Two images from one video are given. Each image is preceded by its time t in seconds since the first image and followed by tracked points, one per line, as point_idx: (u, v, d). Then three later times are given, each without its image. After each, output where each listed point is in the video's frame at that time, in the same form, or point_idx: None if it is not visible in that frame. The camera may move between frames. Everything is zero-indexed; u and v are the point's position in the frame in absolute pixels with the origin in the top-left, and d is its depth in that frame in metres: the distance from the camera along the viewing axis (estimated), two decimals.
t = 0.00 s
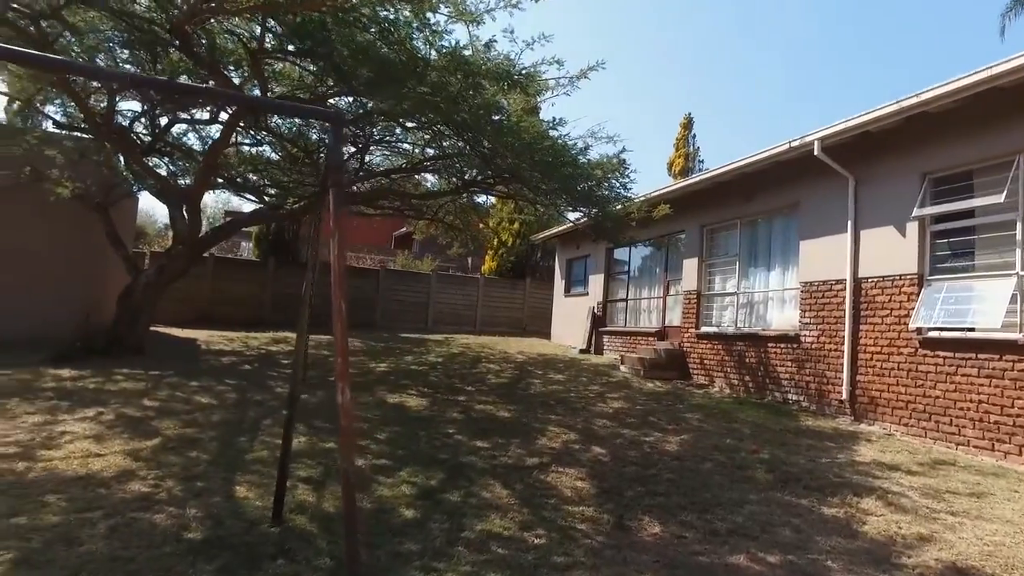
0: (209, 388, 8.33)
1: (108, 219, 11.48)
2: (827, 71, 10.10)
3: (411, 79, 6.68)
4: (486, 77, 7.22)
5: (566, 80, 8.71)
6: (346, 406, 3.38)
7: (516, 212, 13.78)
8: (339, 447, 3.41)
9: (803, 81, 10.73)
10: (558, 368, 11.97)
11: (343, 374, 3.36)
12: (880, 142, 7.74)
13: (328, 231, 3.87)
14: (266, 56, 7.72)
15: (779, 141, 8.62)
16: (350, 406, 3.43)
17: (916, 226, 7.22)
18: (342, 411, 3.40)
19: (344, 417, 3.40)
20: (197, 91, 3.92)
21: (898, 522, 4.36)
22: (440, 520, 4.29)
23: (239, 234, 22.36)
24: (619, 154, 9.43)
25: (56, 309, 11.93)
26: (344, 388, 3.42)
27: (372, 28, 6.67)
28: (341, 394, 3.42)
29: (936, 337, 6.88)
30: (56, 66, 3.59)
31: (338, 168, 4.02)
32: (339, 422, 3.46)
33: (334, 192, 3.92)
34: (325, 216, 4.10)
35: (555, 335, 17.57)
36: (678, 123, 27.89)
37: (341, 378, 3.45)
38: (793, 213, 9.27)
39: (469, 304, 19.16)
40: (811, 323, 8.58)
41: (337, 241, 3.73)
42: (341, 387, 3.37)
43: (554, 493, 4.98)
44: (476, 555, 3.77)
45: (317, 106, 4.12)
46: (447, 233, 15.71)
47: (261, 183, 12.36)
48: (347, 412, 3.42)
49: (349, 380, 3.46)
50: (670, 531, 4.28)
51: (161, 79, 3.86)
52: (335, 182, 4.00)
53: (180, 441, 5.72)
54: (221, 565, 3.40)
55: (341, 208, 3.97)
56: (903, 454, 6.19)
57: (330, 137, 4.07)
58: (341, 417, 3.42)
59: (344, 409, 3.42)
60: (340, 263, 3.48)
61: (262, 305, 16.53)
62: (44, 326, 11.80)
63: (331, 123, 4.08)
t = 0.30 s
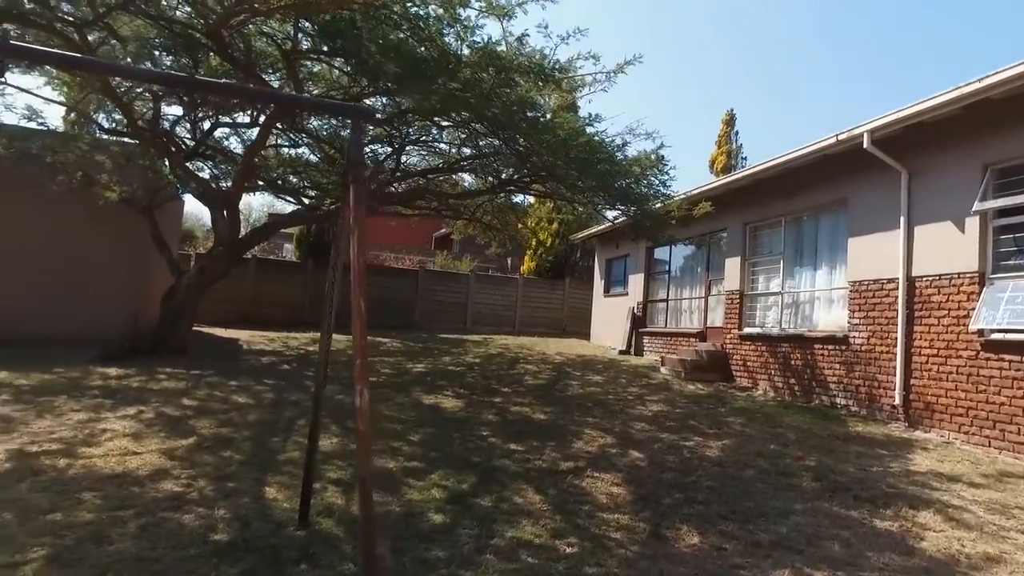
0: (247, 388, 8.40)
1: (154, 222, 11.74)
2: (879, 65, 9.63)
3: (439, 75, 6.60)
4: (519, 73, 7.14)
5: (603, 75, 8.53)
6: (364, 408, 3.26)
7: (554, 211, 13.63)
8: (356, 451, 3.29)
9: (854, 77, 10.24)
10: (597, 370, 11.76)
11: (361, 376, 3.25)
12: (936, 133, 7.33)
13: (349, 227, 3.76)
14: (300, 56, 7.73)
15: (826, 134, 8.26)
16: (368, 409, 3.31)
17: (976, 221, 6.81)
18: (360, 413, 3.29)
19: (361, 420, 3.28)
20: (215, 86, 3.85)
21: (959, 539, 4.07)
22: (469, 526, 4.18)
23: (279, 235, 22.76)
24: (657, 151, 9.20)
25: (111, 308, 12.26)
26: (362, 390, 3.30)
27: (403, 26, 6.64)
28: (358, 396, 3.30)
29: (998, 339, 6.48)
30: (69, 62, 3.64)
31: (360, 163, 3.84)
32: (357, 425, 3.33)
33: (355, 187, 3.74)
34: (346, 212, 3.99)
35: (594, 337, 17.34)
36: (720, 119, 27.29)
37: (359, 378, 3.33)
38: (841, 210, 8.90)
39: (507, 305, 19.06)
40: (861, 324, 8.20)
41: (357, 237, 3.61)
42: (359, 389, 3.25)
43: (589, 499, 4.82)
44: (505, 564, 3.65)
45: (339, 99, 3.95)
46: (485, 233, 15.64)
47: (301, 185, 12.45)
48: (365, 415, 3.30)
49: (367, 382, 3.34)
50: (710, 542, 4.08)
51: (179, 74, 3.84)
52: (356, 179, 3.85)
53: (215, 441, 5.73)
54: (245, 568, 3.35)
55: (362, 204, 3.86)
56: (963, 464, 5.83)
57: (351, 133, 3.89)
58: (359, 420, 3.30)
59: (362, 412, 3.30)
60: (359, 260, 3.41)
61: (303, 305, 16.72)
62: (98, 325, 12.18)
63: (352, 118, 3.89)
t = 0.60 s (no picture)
0: (279, 388, 8.45)
1: (191, 223, 11.85)
2: (922, 59, 9.29)
3: (463, 71, 6.52)
4: (548, 69, 7.11)
5: (635, 71, 8.38)
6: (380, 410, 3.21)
7: (587, 210, 13.47)
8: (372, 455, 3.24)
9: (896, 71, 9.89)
10: (631, 371, 11.57)
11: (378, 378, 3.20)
12: (985, 125, 7.00)
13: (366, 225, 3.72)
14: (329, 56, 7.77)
15: (867, 128, 7.96)
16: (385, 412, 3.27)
17: None
18: (376, 417, 3.24)
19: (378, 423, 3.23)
20: (234, 84, 3.85)
21: (1015, 554, 3.83)
22: (494, 530, 4.09)
23: (313, 236, 23.00)
24: (691, 147, 8.99)
25: (154, 310, 12.40)
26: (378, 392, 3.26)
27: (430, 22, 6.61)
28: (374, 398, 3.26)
29: None
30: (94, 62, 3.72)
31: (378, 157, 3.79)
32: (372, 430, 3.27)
33: (373, 183, 3.67)
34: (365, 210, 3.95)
35: (628, 338, 17.09)
36: (757, 115, 26.75)
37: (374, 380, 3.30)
38: (884, 205, 8.57)
39: (540, 305, 18.93)
40: (906, 325, 7.88)
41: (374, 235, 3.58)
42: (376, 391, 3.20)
43: (619, 504, 4.68)
44: (530, 571, 3.54)
45: (357, 95, 3.90)
46: (517, 233, 15.55)
47: (335, 187, 12.52)
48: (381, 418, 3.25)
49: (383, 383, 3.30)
50: (745, 552, 3.91)
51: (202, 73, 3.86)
52: (374, 175, 3.80)
53: (244, 440, 5.74)
54: (266, 571, 3.31)
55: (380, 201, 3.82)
56: (1017, 474, 5.52)
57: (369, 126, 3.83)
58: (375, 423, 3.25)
59: (378, 415, 3.26)
60: (376, 261, 3.41)
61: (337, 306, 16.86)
62: (141, 326, 12.35)
63: (371, 112, 3.83)
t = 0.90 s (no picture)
0: (302, 387, 8.44)
1: (216, 224, 11.93)
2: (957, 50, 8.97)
3: (479, 64, 6.43)
4: (568, 61, 7.00)
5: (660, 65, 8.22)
6: (390, 410, 3.12)
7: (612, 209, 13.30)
8: (381, 455, 3.16)
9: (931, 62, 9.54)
10: (656, 372, 11.37)
11: (388, 375, 3.11)
12: None
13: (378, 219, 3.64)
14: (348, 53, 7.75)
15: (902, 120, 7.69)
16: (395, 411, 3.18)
17: None
18: (385, 415, 3.16)
19: (388, 421, 3.14)
20: (242, 73, 3.76)
21: None
22: (513, 533, 3.98)
23: (337, 236, 23.11)
24: (717, 142, 8.77)
25: (179, 310, 12.54)
26: (388, 390, 3.17)
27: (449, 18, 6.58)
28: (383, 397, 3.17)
29: None
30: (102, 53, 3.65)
31: (389, 148, 3.69)
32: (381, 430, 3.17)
33: (384, 174, 3.59)
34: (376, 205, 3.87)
35: (653, 337, 16.87)
36: (786, 111, 26.29)
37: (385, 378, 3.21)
38: (920, 200, 8.28)
39: (565, 305, 18.77)
40: (944, 324, 7.60)
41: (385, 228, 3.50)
42: (385, 389, 3.11)
43: (643, 508, 4.54)
44: None
45: (367, 84, 3.80)
46: (541, 232, 15.41)
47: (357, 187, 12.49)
48: (391, 417, 3.15)
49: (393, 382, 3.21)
50: (775, 559, 3.74)
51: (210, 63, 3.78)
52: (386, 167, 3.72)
53: (263, 439, 5.71)
54: (278, 572, 3.24)
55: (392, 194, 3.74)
56: None
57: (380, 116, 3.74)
58: (384, 422, 3.15)
59: (387, 414, 3.16)
60: (387, 256, 3.34)
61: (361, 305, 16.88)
62: (167, 325, 12.49)
63: (382, 102, 3.75)
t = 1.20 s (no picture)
0: (322, 389, 8.38)
1: (240, 226, 11.99)
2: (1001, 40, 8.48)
3: (495, 59, 6.24)
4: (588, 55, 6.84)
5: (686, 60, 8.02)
6: (395, 416, 3.04)
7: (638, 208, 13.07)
8: (385, 463, 3.06)
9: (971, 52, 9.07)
10: (683, 374, 11.12)
11: (394, 381, 3.03)
12: None
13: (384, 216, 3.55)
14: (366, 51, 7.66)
15: (942, 112, 7.35)
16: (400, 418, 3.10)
17: None
18: (391, 422, 3.06)
19: (393, 428, 3.05)
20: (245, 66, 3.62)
21: None
22: (531, 544, 3.83)
23: (360, 237, 23.13)
24: (744, 138, 8.52)
25: (204, 310, 12.64)
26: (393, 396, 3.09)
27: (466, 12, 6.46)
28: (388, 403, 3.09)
29: None
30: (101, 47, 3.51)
31: (396, 142, 3.56)
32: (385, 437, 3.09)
33: (391, 169, 3.49)
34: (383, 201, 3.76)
35: (680, 338, 16.57)
36: (817, 108, 25.71)
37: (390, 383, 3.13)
38: (960, 196, 7.95)
39: (590, 306, 18.55)
40: (987, 325, 7.27)
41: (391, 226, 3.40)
42: (390, 393, 3.05)
43: (669, 517, 4.35)
44: None
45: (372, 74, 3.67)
46: (565, 232, 15.23)
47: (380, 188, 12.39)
48: (396, 424, 3.07)
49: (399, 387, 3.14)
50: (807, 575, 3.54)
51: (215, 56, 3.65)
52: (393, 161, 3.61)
53: (280, 442, 5.64)
54: None
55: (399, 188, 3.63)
56: None
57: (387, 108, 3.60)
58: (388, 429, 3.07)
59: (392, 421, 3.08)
60: (393, 254, 3.28)
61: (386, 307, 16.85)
62: (192, 325, 12.61)
63: (389, 93, 3.60)
